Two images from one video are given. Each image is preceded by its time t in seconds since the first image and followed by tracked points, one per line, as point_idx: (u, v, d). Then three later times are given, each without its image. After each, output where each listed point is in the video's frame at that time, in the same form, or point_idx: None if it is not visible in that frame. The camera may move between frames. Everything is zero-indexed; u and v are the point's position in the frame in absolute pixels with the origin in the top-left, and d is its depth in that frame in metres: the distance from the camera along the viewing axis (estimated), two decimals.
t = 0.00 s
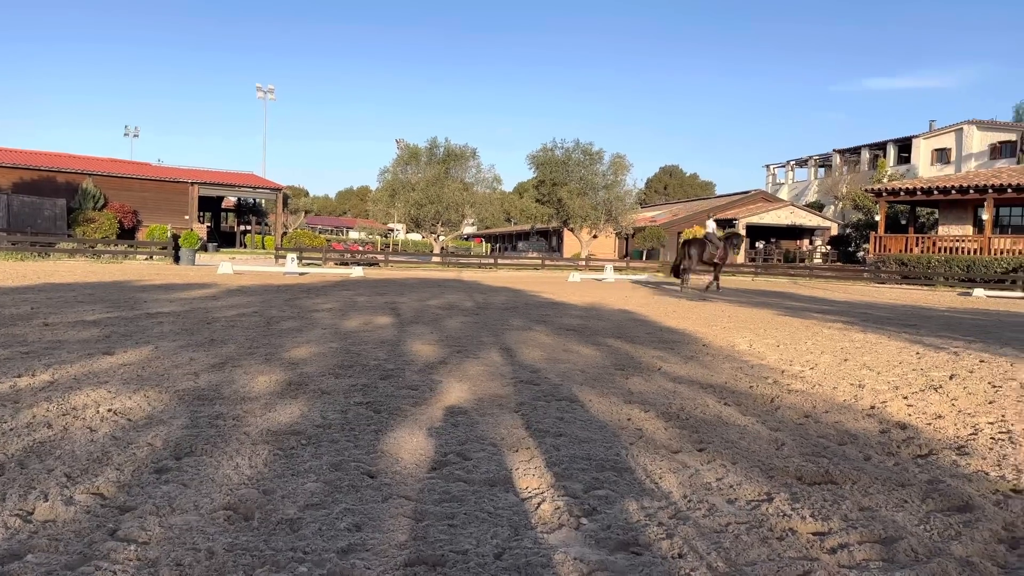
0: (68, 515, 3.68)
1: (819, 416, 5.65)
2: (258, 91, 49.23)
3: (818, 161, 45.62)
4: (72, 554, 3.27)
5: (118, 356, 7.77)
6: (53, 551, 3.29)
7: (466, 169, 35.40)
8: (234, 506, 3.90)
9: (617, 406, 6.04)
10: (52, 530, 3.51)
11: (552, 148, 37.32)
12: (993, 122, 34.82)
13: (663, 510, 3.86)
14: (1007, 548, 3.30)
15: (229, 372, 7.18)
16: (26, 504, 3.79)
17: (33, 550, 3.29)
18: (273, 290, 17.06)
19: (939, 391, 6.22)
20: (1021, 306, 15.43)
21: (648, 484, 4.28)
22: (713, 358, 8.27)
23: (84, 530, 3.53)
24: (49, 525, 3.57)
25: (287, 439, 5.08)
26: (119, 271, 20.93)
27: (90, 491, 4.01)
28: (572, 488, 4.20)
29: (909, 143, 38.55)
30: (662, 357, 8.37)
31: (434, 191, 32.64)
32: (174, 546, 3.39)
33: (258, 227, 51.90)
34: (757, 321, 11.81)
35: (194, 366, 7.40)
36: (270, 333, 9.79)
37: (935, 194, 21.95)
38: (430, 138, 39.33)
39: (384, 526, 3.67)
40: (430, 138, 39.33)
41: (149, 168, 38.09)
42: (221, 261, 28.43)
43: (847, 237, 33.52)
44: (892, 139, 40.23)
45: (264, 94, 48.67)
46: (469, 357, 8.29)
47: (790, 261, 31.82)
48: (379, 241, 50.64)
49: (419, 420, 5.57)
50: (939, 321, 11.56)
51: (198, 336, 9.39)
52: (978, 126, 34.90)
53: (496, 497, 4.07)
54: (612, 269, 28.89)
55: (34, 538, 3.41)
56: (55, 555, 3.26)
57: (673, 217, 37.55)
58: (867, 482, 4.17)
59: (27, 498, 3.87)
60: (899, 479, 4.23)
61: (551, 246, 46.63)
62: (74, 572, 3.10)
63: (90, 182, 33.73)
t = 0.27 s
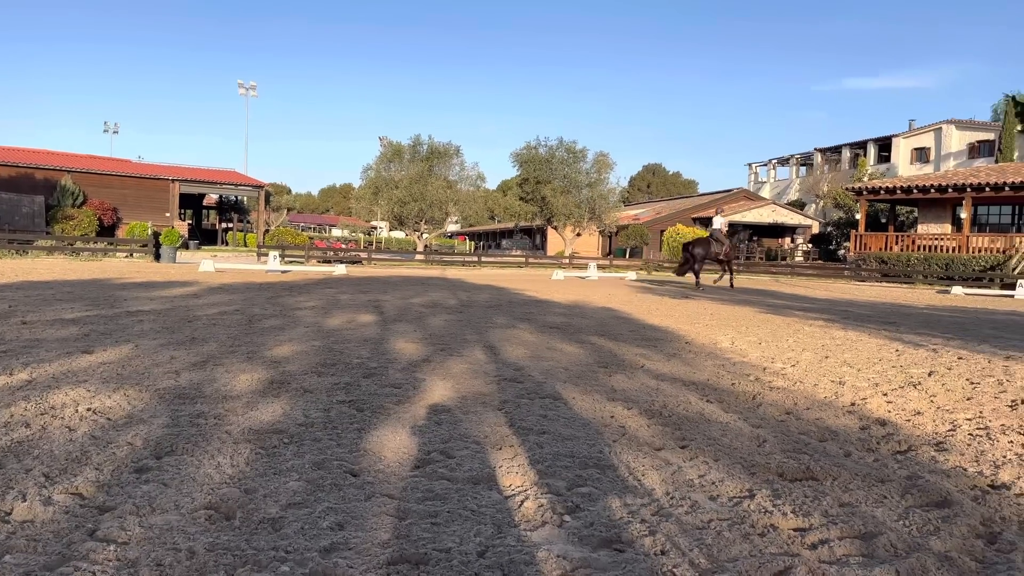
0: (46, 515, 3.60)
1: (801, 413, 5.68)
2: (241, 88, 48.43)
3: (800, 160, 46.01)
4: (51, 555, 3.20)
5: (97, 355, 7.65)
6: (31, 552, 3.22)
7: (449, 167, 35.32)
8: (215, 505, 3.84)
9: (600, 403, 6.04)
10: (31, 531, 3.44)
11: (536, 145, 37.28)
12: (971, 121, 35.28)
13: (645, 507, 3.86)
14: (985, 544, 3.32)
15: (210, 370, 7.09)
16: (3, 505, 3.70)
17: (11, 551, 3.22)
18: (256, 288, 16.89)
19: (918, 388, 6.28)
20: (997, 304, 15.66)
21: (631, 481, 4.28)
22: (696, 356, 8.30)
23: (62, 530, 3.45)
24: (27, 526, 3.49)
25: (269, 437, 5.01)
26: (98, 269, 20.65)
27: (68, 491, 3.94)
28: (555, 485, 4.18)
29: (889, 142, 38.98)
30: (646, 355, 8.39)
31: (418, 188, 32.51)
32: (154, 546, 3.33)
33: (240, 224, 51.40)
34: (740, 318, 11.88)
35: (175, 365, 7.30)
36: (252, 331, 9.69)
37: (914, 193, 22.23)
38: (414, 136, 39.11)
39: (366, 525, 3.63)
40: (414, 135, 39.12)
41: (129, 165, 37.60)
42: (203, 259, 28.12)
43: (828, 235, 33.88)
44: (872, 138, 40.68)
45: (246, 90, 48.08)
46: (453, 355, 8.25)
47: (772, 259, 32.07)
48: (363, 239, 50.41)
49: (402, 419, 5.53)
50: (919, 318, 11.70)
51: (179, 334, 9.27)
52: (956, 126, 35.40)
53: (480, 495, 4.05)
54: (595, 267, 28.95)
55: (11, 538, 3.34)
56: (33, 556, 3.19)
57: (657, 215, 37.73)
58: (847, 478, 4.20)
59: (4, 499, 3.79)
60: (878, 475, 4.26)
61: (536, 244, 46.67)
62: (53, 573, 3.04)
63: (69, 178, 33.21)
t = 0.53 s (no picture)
0: (21, 516, 3.52)
1: (779, 411, 5.72)
2: (219, 84, 47.70)
3: (779, 159, 46.43)
4: (26, 556, 3.12)
5: (73, 354, 7.49)
6: (5, 554, 3.14)
7: (430, 165, 35.17)
8: (193, 505, 3.77)
9: (581, 401, 6.03)
10: (5, 533, 3.35)
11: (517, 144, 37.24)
12: (946, 122, 35.83)
13: (625, 505, 3.86)
14: (960, 538, 3.35)
15: (189, 369, 6.97)
16: None
17: None
18: (235, 287, 16.67)
19: (894, 385, 6.36)
20: (971, 302, 15.92)
21: (611, 479, 4.27)
22: (676, 354, 8.34)
23: (38, 531, 3.37)
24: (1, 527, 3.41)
25: (248, 437, 4.94)
26: (74, 267, 20.29)
27: (43, 492, 3.85)
28: (536, 483, 4.17)
29: (866, 142, 39.49)
30: (626, 353, 8.41)
31: (398, 186, 32.30)
32: (131, 547, 3.26)
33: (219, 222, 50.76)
34: (719, 317, 11.97)
35: (153, 364, 7.17)
36: (231, 330, 9.55)
37: (891, 192, 22.54)
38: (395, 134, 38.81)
39: (347, 524, 3.59)
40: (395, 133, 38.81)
41: (104, 162, 36.96)
42: (181, 258, 27.73)
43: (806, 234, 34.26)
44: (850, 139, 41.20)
45: (225, 87, 47.32)
46: (434, 353, 8.21)
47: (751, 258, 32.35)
48: (343, 237, 50.02)
49: (383, 417, 5.48)
50: (895, 316, 11.85)
51: (157, 333, 9.12)
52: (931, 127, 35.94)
53: (461, 493, 4.02)
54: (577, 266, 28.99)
55: None
56: (9, 558, 3.11)
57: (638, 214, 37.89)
58: (824, 475, 4.23)
59: None
60: (855, 471, 4.31)
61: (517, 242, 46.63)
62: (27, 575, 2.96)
63: (43, 175, 32.54)
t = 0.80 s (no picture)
0: None
1: (757, 409, 5.75)
2: (195, 83, 46.63)
3: (756, 160, 46.88)
4: None
5: (45, 355, 7.31)
6: None
7: (409, 165, 34.94)
8: (168, 508, 3.69)
9: (561, 401, 6.02)
10: None
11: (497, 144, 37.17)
12: (920, 123, 36.42)
13: (605, 504, 3.85)
14: (935, 535, 3.38)
15: (164, 370, 6.84)
16: None
17: None
18: (212, 287, 16.41)
19: (870, 383, 6.43)
20: (943, 301, 16.20)
21: (590, 478, 4.26)
22: (655, 353, 8.36)
23: (8, 535, 3.28)
24: None
25: (225, 438, 4.85)
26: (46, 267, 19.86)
27: (14, 495, 3.74)
28: (515, 483, 4.14)
29: (842, 143, 40.03)
30: (606, 352, 8.41)
31: (377, 186, 32.07)
32: (105, 550, 3.18)
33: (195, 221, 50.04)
34: (698, 316, 12.03)
35: (127, 365, 7.03)
36: (208, 331, 9.40)
37: (867, 193, 22.85)
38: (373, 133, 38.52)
39: (325, 525, 3.53)
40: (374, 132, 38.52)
41: (77, 160, 36.25)
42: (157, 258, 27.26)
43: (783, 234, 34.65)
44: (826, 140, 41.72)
45: (202, 85, 46.53)
46: (413, 354, 8.14)
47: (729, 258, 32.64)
48: (322, 236, 49.58)
49: (362, 418, 5.41)
50: (870, 316, 12.01)
51: (132, 334, 8.94)
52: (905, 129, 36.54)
53: (440, 494, 3.98)
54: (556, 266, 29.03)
55: None
56: None
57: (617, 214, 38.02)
58: (801, 473, 4.25)
59: None
60: (832, 469, 4.33)
61: (497, 242, 46.56)
62: None
63: (13, 174, 31.81)
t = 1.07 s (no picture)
0: None
1: (735, 409, 5.78)
2: (172, 84, 45.89)
3: (734, 161, 47.31)
4: None
5: (16, 358, 7.13)
6: None
7: (388, 165, 34.66)
8: (144, 513, 3.60)
9: (541, 402, 5.99)
10: None
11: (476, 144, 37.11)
12: (894, 126, 36.99)
13: (585, 505, 3.83)
14: (909, 532, 3.41)
15: (140, 373, 6.71)
16: None
17: None
18: (189, 288, 16.17)
19: (846, 383, 6.50)
20: (917, 301, 16.46)
21: (570, 479, 4.24)
22: (634, 353, 8.38)
23: None
24: None
25: (202, 441, 4.76)
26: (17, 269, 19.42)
27: None
28: (495, 485, 4.11)
29: (817, 145, 40.54)
30: (585, 353, 8.41)
31: (356, 186, 31.81)
32: (78, 557, 3.10)
33: (171, 221, 49.30)
34: (677, 317, 12.10)
35: (102, 367, 6.89)
36: (184, 332, 9.24)
37: (842, 194, 23.15)
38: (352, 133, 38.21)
39: (303, 529, 3.47)
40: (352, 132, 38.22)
41: (49, 159, 35.54)
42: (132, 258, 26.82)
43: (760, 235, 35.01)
44: (802, 142, 42.23)
45: (179, 84, 45.73)
46: (392, 355, 8.08)
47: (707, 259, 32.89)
48: (300, 237, 49.10)
49: (340, 420, 5.35)
50: (846, 315, 12.17)
51: (106, 336, 8.76)
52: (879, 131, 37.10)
53: (419, 496, 3.93)
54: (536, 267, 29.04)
55: None
56: None
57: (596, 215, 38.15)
58: (779, 472, 4.27)
59: None
60: (809, 468, 4.36)
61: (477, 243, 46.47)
62: None
63: None
